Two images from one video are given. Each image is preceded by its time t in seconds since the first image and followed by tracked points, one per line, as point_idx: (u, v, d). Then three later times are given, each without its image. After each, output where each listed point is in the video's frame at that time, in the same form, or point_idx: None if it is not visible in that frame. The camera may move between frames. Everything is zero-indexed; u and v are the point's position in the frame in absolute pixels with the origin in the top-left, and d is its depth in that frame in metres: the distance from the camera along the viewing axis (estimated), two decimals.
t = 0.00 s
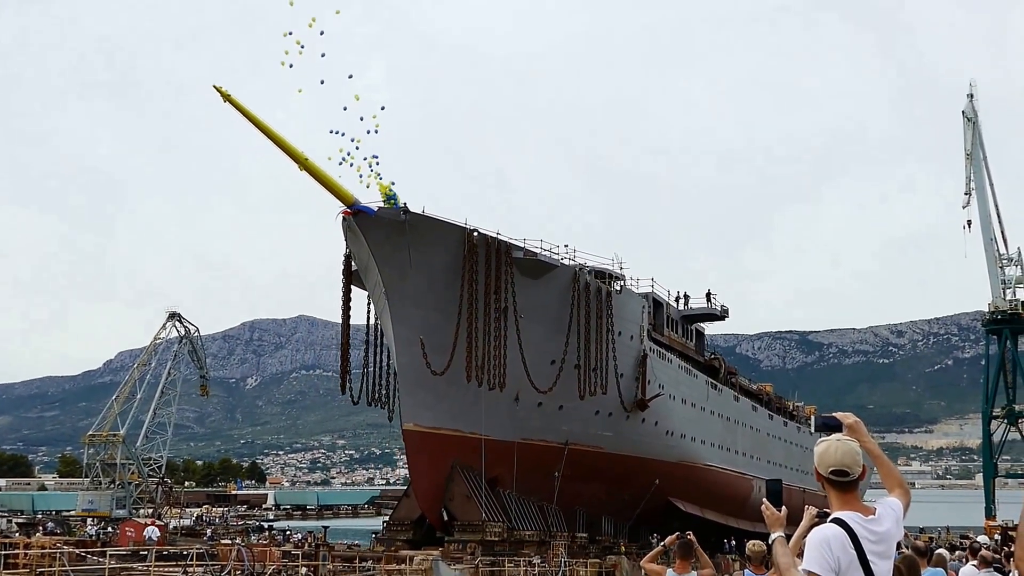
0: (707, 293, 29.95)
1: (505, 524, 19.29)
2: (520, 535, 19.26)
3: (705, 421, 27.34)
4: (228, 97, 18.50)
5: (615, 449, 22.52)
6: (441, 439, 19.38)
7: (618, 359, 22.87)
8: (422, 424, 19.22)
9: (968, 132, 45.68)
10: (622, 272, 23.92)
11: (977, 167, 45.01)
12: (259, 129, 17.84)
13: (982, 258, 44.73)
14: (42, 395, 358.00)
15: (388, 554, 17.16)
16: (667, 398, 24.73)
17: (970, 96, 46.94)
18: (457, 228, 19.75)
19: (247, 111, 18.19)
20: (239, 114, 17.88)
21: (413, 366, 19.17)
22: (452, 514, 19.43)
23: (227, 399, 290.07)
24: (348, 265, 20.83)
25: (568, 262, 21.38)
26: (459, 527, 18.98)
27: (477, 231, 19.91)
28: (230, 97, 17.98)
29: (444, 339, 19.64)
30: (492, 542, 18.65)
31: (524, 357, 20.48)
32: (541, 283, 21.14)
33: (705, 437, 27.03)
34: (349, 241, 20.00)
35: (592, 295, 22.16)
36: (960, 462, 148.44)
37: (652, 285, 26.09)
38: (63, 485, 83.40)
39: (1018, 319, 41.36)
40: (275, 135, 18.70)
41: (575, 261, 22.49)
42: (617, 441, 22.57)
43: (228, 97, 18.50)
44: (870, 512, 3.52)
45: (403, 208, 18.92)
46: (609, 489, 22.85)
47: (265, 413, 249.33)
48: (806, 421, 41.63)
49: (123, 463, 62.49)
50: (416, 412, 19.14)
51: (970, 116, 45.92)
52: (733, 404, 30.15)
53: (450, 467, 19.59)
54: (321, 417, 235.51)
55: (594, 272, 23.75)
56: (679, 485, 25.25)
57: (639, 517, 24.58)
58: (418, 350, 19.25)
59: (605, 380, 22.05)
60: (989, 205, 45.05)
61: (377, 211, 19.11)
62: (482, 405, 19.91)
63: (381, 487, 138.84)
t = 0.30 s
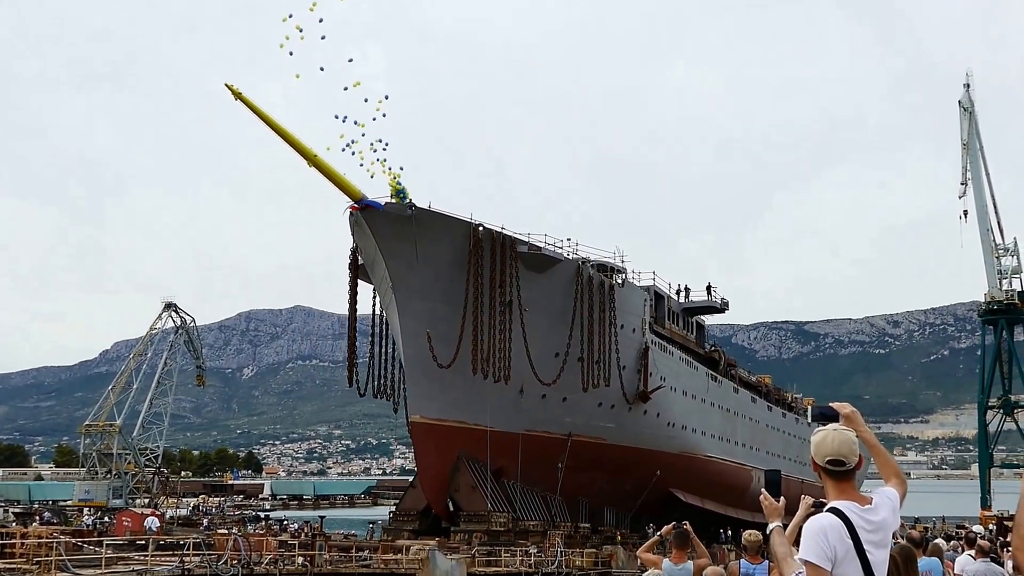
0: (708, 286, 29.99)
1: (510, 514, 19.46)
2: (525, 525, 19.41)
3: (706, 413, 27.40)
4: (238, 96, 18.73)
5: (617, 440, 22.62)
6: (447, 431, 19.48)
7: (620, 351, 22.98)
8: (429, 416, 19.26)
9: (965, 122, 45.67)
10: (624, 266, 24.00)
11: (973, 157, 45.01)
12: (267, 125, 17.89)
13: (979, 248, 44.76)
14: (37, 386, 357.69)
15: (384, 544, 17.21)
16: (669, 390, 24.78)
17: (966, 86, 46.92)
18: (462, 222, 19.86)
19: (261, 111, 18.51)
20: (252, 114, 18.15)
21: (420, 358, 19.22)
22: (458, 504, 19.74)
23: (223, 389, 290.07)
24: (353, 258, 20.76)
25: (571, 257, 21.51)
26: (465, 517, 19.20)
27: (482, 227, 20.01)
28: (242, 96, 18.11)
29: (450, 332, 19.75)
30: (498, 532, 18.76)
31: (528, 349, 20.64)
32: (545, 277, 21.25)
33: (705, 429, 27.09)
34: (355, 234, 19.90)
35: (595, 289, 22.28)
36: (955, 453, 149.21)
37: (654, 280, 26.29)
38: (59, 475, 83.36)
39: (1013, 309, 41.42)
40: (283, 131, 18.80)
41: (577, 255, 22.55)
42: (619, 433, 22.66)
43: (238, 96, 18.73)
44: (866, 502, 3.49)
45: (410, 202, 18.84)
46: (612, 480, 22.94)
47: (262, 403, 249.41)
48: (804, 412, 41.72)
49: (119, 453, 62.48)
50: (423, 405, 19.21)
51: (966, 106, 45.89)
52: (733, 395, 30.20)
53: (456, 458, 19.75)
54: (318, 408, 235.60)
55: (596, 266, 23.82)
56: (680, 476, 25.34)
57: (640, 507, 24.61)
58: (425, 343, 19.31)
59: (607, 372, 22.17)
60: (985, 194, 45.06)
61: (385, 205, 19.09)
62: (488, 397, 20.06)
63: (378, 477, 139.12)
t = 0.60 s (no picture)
0: (709, 280, 30.08)
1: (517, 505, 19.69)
2: (530, 515, 19.63)
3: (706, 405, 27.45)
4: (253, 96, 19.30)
5: (620, 432, 22.76)
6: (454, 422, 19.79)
7: (623, 344, 23.09)
8: (437, 409, 19.64)
9: (962, 112, 45.65)
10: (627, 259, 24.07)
11: (970, 148, 45.01)
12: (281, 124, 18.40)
13: (975, 239, 44.79)
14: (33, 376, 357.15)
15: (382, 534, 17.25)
16: (671, 382, 24.88)
17: (964, 76, 46.93)
18: (470, 218, 20.04)
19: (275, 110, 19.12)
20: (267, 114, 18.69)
21: (428, 352, 19.55)
22: (465, 494, 20.06)
23: (219, 379, 290.01)
24: (362, 252, 21.07)
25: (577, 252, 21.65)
26: (472, 508, 19.58)
27: (490, 222, 20.17)
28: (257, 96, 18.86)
29: (458, 326, 20.03)
30: (504, 522, 19.03)
31: (534, 342, 20.85)
32: (551, 271, 21.44)
33: (705, 420, 27.11)
34: (364, 230, 20.15)
35: (601, 283, 22.39)
36: (951, 443, 149.76)
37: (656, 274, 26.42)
38: (55, 464, 83.34)
39: (1009, 300, 41.59)
40: (301, 132, 19.52)
41: (582, 250, 22.68)
42: (622, 424, 22.80)
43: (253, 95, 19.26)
44: (863, 492, 3.48)
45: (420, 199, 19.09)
46: (615, 471, 23.10)
47: (259, 393, 249.37)
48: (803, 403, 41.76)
49: (115, 442, 62.42)
50: (430, 397, 19.59)
51: (963, 97, 45.85)
52: (733, 387, 30.22)
53: (464, 450, 19.99)
54: (314, 398, 235.65)
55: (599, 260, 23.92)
56: (681, 467, 25.37)
57: (642, 499, 24.71)
58: (433, 336, 19.63)
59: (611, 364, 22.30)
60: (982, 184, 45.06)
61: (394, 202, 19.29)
62: (494, 389, 20.31)
63: (374, 467, 139.25)
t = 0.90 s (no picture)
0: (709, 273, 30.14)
1: (522, 495, 19.87)
2: (535, 505, 19.84)
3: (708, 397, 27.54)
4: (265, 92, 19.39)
5: (622, 424, 22.93)
6: (459, 414, 19.99)
7: (627, 337, 23.20)
8: (443, 400, 19.88)
9: (958, 103, 45.61)
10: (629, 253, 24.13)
11: (967, 138, 44.98)
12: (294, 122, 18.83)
13: (972, 229, 44.81)
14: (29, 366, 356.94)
15: (378, 524, 17.27)
16: (673, 374, 24.99)
17: (960, 67, 46.85)
18: (476, 212, 20.17)
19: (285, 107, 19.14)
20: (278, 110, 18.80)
21: (434, 344, 19.78)
22: (471, 484, 20.19)
23: (216, 368, 289.95)
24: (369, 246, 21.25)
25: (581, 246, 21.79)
26: (478, 498, 19.56)
27: (495, 217, 20.32)
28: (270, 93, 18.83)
29: (464, 319, 20.22)
30: (509, 513, 19.23)
31: (539, 335, 21.04)
32: (555, 265, 21.58)
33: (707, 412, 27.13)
34: (372, 224, 20.31)
35: (604, 277, 22.51)
36: (947, 433, 150.35)
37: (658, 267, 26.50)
38: (53, 454, 83.38)
39: (1005, 290, 41.59)
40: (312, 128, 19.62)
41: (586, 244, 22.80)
42: (624, 416, 22.96)
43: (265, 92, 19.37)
44: (859, 483, 3.47)
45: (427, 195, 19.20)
46: (617, 462, 23.25)
47: (255, 384, 249.45)
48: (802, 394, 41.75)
49: (112, 432, 62.40)
50: (437, 389, 19.82)
51: (960, 87, 45.81)
52: (733, 378, 30.21)
53: (470, 441, 20.18)
54: (311, 388, 235.78)
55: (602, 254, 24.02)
56: (682, 458, 25.45)
57: (645, 490, 24.83)
58: (439, 329, 19.84)
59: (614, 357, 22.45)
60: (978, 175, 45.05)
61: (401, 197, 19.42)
62: (499, 381, 20.50)
63: (370, 457, 139.32)
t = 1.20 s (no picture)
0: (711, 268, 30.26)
1: (529, 485, 20.05)
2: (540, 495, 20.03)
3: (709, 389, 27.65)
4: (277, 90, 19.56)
5: (626, 415, 23.08)
6: (467, 406, 20.15)
7: (630, 330, 23.34)
8: (451, 392, 20.02)
9: (955, 93, 45.56)
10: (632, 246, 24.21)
11: (963, 129, 44.93)
12: (307, 120, 19.03)
13: (968, 220, 44.80)
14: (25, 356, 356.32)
15: (375, 514, 17.31)
16: (675, 367, 25.13)
17: (956, 57, 46.77)
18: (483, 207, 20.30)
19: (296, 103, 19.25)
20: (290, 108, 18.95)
21: (442, 337, 19.91)
22: (478, 475, 20.32)
23: (212, 358, 289.68)
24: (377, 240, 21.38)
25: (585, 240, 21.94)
26: (486, 489, 19.82)
27: (502, 212, 20.42)
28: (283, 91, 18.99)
29: (472, 312, 20.36)
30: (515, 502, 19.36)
31: (545, 328, 21.17)
32: (560, 259, 21.72)
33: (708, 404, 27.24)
34: (381, 219, 20.41)
35: (608, 271, 22.66)
36: (943, 424, 150.77)
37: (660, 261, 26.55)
38: (49, 445, 83.24)
39: (1001, 281, 41.61)
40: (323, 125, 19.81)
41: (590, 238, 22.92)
42: (628, 408, 23.11)
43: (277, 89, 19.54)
44: (854, 473, 3.45)
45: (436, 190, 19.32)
46: (621, 454, 23.38)
47: (252, 374, 249.35)
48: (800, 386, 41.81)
49: (109, 423, 62.34)
50: (446, 381, 19.96)
51: (956, 78, 45.76)
52: (734, 371, 30.22)
53: (476, 432, 20.33)
54: (307, 378, 235.66)
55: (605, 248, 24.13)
56: (684, 449, 25.61)
57: (648, 481, 24.94)
58: (447, 323, 19.96)
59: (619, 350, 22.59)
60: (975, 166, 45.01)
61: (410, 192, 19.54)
62: (506, 373, 20.63)
63: (368, 447, 139.48)
